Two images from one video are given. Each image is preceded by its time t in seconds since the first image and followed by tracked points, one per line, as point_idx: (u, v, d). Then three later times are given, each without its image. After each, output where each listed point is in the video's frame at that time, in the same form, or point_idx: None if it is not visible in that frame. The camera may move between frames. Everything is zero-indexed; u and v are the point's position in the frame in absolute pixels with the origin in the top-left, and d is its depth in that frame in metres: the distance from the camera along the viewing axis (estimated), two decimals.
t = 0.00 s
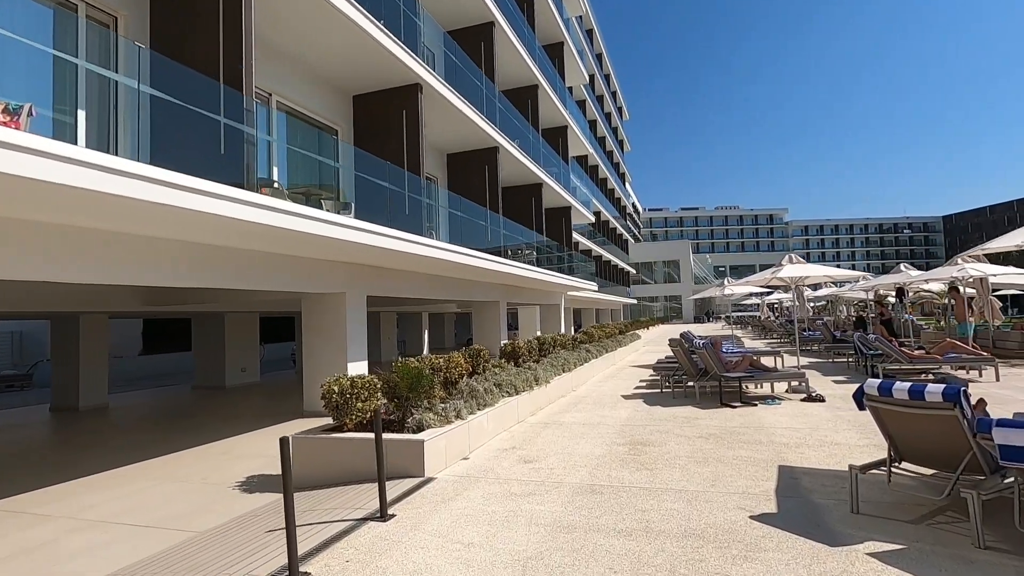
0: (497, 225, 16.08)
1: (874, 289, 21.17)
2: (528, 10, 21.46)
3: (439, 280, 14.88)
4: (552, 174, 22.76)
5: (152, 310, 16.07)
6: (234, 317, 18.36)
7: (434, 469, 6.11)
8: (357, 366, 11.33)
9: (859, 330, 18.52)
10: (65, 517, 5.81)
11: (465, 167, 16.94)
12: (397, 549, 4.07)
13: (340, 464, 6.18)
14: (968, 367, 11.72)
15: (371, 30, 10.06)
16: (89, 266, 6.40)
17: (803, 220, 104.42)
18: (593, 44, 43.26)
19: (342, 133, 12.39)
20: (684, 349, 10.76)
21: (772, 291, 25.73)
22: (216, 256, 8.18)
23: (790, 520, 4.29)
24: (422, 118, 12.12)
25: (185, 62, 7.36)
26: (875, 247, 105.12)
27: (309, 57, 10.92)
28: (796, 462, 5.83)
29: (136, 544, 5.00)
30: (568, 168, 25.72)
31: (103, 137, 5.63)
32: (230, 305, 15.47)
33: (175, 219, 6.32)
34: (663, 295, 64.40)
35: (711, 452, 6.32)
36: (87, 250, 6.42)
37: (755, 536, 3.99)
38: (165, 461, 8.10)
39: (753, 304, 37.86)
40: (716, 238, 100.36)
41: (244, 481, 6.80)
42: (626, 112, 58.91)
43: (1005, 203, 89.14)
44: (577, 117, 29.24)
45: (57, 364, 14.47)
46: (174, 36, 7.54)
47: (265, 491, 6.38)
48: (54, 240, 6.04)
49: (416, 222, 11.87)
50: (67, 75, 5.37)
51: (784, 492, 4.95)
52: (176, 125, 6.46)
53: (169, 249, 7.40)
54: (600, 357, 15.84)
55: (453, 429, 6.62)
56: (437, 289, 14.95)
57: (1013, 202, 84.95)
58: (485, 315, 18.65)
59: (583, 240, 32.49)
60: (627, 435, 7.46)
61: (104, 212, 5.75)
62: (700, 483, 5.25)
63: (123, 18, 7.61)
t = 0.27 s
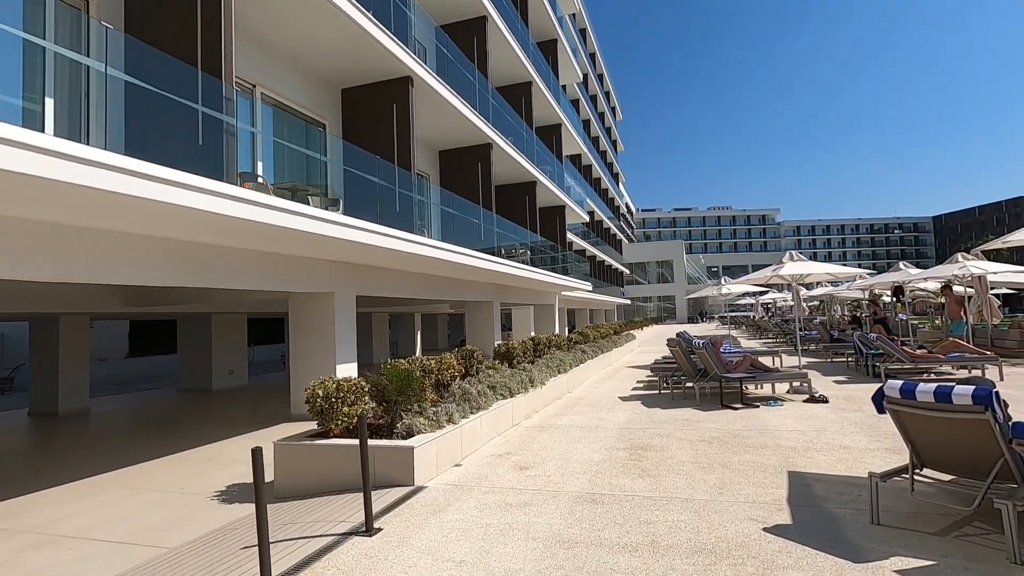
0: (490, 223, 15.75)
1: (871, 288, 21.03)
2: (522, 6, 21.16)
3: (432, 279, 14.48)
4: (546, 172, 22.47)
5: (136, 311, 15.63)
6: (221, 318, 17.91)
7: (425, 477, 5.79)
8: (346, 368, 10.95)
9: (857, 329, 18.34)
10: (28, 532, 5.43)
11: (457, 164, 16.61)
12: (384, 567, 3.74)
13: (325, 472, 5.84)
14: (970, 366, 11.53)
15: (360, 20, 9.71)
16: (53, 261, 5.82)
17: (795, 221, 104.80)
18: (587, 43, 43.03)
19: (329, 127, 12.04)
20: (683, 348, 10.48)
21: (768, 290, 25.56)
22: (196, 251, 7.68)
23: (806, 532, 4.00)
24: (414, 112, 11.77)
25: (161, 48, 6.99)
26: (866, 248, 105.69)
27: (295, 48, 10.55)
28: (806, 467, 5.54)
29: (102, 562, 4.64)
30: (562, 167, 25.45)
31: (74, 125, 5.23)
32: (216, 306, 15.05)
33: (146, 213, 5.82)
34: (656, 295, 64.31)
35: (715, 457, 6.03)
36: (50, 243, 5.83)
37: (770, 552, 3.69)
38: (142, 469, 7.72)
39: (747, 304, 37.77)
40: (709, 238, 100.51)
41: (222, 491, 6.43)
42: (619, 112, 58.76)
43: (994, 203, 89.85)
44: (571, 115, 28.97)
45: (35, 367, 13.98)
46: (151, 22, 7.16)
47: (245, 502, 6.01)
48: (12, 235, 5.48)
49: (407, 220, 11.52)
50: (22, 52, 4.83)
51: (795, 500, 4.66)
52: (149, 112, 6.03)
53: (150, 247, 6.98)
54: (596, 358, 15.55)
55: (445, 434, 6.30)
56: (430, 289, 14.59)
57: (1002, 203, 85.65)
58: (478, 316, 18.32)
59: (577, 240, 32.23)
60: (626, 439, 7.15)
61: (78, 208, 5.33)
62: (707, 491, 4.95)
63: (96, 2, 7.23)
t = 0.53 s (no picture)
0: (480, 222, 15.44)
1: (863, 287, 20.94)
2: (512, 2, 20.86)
3: (420, 278, 14.13)
4: (537, 170, 22.19)
5: (115, 312, 15.18)
6: (204, 319, 17.46)
7: (410, 487, 5.49)
8: (331, 371, 10.59)
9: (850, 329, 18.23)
10: None
11: (447, 162, 16.28)
12: None
13: (304, 483, 5.53)
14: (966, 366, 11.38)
15: (344, 10, 9.36)
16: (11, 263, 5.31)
17: (784, 220, 105.36)
18: (578, 41, 42.79)
19: (314, 122, 11.70)
20: (677, 349, 10.25)
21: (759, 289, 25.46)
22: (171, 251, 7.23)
23: (814, 548, 3.76)
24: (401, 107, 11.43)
25: (131, 37, 6.63)
26: (855, 247, 106.50)
27: (277, 40, 10.19)
28: (808, 475, 5.31)
29: None
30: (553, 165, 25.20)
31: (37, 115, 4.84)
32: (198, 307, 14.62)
33: (112, 210, 5.37)
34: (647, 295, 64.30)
35: (713, 464, 5.78)
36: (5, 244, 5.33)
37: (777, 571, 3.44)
38: (113, 478, 7.35)
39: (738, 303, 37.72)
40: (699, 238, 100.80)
41: (196, 503, 6.10)
42: (610, 110, 58.61)
43: (980, 203, 90.84)
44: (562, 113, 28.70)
45: (8, 371, 13.49)
46: (119, 8, 6.79)
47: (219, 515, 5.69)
48: None
49: (394, 218, 11.18)
50: None
51: (800, 512, 4.41)
52: (116, 102, 5.62)
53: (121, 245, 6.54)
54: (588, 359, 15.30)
55: (431, 441, 6.00)
56: (419, 289, 14.24)
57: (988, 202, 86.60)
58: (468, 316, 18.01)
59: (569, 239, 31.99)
60: (620, 445, 6.89)
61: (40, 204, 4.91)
62: (707, 502, 4.70)
63: None
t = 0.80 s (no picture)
0: (460, 218, 15.07)
1: (846, 287, 21.02)
2: None
3: (401, 277, 13.66)
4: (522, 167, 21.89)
5: (81, 312, 14.56)
6: (176, 318, 16.87)
7: (384, 494, 5.17)
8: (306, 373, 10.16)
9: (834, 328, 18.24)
10: None
11: (429, 157, 15.92)
12: None
13: (270, 491, 5.16)
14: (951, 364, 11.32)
15: None
16: None
17: (767, 221, 106.44)
18: (563, 40, 42.62)
19: (288, 113, 11.28)
20: (663, 349, 10.02)
21: (744, 288, 25.46)
22: (129, 247, 6.60)
23: (813, 560, 3.50)
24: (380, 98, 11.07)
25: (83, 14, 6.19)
26: (835, 248, 108.04)
27: (248, 26, 9.75)
28: (801, 479, 5.07)
29: None
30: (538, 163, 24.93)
31: None
32: (167, 307, 14.06)
33: (53, 200, 4.76)
34: (632, 294, 64.39)
35: (702, 468, 5.52)
36: None
37: None
38: (66, 487, 6.88)
39: (722, 303, 37.83)
40: (684, 238, 101.41)
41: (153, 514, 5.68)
42: (595, 110, 58.56)
43: (957, 204, 92.66)
44: (547, 111, 28.45)
45: None
46: None
47: (177, 528, 5.28)
48: None
49: (373, 213, 10.80)
50: None
51: (794, 520, 4.15)
52: (67, 84, 5.19)
53: (79, 239, 6.00)
54: (573, 359, 15.04)
55: (405, 445, 5.67)
56: (401, 287, 13.84)
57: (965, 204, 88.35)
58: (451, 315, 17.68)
59: (554, 238, 31.76)
60: (605, 447, 6.61)
61: None
62: (696, 510, 4.43)
63: None
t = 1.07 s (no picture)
0: (441, 217, 14.72)
1: (827, 288, 21.13)
2: None
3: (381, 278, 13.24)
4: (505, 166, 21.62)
5: (43, 314, 13.92)
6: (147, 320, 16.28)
7: (355, 511, 4.86)
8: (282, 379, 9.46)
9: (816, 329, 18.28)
10: None
11: (409, 155, 15.56)
12: None
13: (235, 508, 4.84)
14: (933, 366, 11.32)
15: None
16: None
17: (748, 222, 107.58)
18: (547, 39, 42.47)
19: (262, 107, 10.88)
20: (648, 352, 9.83)
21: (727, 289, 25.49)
22: (88, 245, 6.14)
23: None
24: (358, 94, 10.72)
25: None
26: (815, 249, 109.65)
27: (218, 16, 9.34)
28: (792, 489, 4.88)
29: None
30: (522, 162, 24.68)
31: None
32: (134, 309, 13.49)
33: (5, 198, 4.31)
34: (615, 294, 64.49)
35: (690, 478, 5.31)
36: None
37: None
38: (16, 503, 6.44)
39: (705, 303, 37.97)
40: (667, 239, 102.03)
41: (106, 533, 5.29)
42: (579, 111, 58.53)
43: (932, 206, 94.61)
44: (531, 110, 28.23)
45: None
46: None
47: (131, 549, 4.90)
48: None
49: (350, 212, 10.43)
50: None
51: (788, 536, 3.95)
52: (13, 71, 4.78)
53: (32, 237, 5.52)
54: (556, 361, 14.80)
55: (379, 457, 5.37)
56: (381, 287, 13.44)
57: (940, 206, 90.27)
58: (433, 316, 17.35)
59: (538, 238, 31.54)
60: (589, 456, 6.38)
61: None
62: (685, 526, 4.20)
63: None
